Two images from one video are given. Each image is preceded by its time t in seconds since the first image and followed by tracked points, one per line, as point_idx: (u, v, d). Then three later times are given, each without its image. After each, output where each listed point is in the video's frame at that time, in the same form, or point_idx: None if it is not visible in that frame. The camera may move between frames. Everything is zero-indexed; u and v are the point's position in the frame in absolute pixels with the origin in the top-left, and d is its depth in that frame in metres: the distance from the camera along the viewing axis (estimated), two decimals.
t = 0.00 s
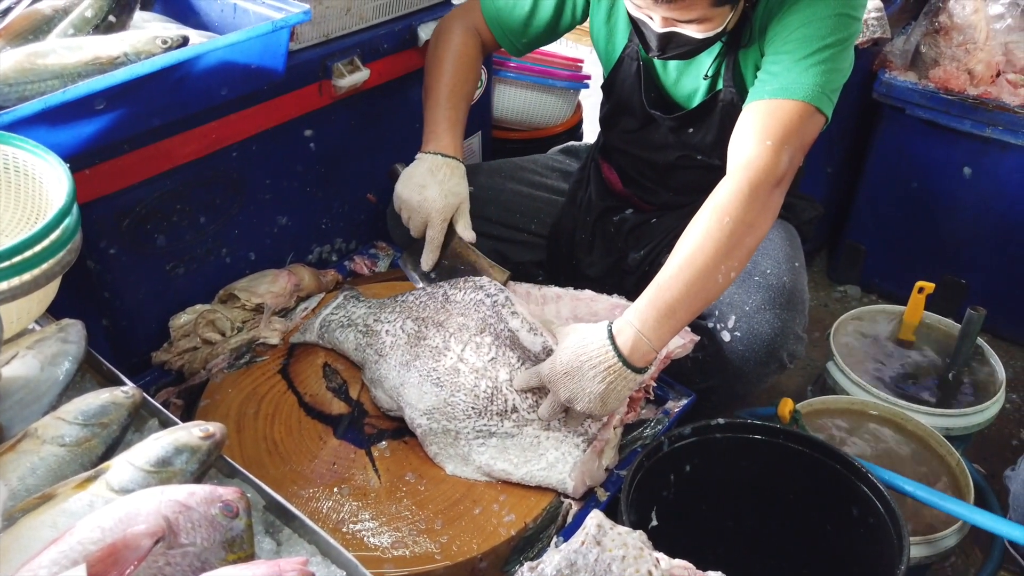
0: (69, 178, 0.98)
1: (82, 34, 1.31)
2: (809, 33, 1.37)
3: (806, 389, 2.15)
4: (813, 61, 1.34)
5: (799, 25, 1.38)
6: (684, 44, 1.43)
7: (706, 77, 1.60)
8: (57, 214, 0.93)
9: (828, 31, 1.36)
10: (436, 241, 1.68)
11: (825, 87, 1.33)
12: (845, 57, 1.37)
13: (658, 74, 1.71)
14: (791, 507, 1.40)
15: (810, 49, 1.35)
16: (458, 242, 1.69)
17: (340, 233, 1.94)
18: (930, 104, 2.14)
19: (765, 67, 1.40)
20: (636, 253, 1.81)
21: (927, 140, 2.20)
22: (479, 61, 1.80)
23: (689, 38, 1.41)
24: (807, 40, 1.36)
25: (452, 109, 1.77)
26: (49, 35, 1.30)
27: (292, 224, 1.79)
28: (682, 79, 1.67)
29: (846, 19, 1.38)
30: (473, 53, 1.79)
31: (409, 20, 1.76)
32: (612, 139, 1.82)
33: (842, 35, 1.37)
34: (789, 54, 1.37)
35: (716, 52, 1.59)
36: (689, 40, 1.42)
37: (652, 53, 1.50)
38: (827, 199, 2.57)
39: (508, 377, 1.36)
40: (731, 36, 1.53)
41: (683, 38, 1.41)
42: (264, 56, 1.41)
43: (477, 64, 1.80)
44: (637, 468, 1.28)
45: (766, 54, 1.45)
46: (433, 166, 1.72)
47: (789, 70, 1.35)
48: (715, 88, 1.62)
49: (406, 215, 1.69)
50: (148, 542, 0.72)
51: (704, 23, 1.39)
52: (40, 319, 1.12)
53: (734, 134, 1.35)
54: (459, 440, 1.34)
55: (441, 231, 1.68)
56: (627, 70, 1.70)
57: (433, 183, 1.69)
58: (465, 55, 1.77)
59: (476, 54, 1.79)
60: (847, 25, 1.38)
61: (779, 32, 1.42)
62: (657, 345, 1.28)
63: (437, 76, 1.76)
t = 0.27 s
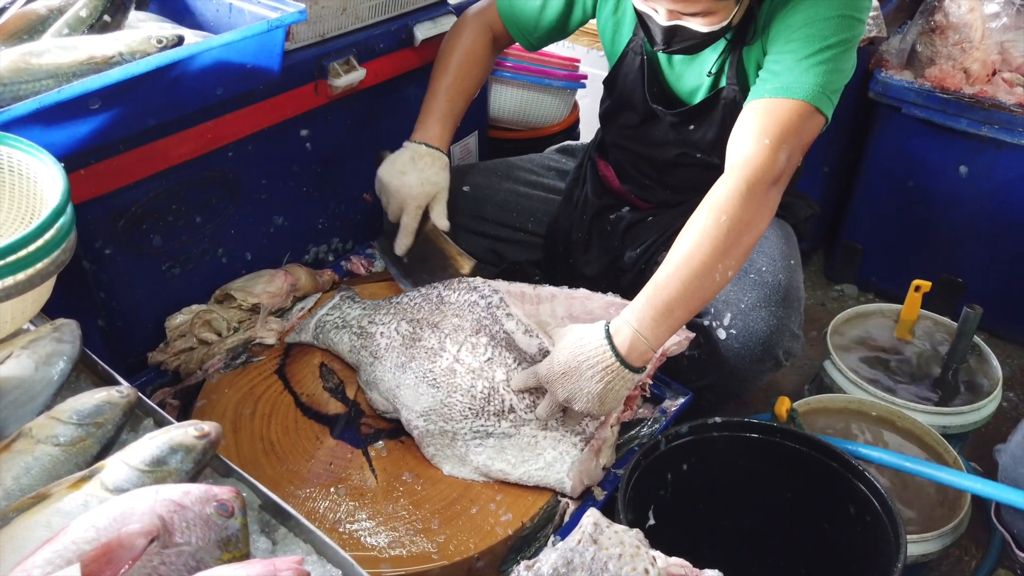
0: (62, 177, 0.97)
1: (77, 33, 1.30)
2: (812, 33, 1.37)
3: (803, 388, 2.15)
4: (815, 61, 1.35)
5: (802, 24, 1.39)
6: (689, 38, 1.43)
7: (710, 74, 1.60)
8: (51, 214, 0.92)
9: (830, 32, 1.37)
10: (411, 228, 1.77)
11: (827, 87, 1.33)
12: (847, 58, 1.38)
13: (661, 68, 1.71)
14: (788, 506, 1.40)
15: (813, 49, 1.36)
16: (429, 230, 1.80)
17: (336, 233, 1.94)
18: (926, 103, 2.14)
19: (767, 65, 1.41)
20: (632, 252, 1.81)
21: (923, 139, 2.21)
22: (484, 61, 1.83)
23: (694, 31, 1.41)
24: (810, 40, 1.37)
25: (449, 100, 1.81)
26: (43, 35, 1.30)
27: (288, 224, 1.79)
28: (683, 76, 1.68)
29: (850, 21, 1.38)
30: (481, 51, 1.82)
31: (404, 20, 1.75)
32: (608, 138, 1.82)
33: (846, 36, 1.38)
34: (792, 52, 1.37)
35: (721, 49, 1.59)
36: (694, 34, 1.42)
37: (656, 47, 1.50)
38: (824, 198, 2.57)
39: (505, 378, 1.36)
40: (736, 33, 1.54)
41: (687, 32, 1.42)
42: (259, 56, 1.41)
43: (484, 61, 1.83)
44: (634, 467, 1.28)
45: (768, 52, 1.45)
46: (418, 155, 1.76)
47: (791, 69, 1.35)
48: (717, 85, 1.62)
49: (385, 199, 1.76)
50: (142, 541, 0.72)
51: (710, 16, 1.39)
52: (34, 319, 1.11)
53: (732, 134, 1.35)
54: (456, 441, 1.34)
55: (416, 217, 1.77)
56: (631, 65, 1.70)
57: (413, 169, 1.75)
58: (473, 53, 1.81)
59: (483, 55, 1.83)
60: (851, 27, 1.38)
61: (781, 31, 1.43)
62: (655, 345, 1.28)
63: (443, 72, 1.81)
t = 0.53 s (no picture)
0: (59, 175, 0.98)
1: (73, 32, 1.30)
2: (838, 38, 1.41)
3: (801, 386, 2.15)
4: (838, 62, 1.39)
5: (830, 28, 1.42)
6: (702, 21, 1.43)
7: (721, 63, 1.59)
8: (48, 212, 0.92)
9: (854, 34, 1.41)
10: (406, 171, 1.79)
11: (853, 93, 1.38)
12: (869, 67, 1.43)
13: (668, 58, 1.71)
14: (786, 503, 1.40)
15: (836, 50, 1.40)
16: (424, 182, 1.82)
17: (334, 232, 1.93)
18: (923, 101, 2.14)
19: (794, 65, 1.44)
20: (630, 250, 1.80)
21: (920, 137, 2.21)
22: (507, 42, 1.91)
23: (708, 14, 1.42)
24: (836, 45, 1.41)
25: (466, 73, 1.87)
26: (40, 34, 1.30)
27: (286, 223, 1.79)
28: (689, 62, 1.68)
29: (870, 23, 1.42)
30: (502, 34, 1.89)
31: (401, 18, 1.75)
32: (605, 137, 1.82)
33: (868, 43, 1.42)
34: (819, 56, 1.41)
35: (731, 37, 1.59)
36: (708, 17, 1.42)
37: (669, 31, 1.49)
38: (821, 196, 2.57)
39: (500, 377, 1.32)
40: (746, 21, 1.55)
41: (701, 14, 1.42)
42: (255, 55, 1.40)
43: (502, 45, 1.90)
44: (632, 466, 1.28)
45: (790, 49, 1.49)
46: (428, 109, 1.81)
47: (820, 74, 1.39)
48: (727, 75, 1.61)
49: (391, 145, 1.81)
50: (140, 540, 0.72)
51: None
52: (31, 319, 1.11)
53: (768, 132, 1.41)
54: (451, 442, 1.33)
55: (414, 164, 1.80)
56: (634, 56, 1.70)
57: (418, 120, 1.79)
58: (491, 35, 1.87)
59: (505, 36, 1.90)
60: (870, 29, 1.42)
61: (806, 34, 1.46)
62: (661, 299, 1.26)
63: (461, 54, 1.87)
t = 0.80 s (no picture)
0: (58, 174, 0.97)
1: (71, 32, 1.30)
2: (820, 38, 1.43)
3: (799, 385, 2.16)
4: (820, 66, 1.41)
5: (811, 28, 1.44)
6: (694, 15, 1.43)
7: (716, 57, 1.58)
8: (47, 211, 0.92)
9: (838, 38, 1.42)
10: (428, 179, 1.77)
11: (832, 95, 1.41)
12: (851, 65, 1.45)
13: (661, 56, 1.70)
14: (785, 502, 1.40)
15: (819, 54, 1.42)
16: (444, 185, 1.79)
17: (333, 232, 1.93)
18: (921, 100, 2.14)
19: (776, 66, 1.47)
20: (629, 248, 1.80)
21: (918, 136, 2.21)
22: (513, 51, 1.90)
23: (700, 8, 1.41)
24: (819, 45, 1.43)
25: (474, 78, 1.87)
26: (37, 33, 1.30)
27: (284, 223, 1.79)
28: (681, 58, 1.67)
29: (854, 28, 1.43)
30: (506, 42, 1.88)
31: (400, 17, 1.75)
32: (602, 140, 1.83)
33: (850, 40, 1.44)
34: (800, 56, 1.43)
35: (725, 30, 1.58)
36: (699, 10, 1.41)
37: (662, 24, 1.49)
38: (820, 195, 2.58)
39: (502, 356, 1.33)
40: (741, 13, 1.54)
41: (693, 8, 1.41)
42: (253, 55, 1.40)
43: (508, 53, 1.89)
44: (631, 464, 1.29)
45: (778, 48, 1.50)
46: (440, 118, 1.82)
47: (800, 74, 1.42)
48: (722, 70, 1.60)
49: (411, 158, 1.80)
50: (140, 539, 0.72)
51: None
52: (30, 318, 1.11)
53: (751, 126, 1.47)
54: (451, 428, 1.31)
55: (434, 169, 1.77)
56: (628, 55, 1.70)
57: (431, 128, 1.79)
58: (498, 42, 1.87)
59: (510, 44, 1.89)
60: (855, 32, 1.44)
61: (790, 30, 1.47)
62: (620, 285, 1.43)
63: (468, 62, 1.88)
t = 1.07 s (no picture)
0: (57, 174, 0.97)
1: (70, 32, 1.30)
2: (782, 20, 1.38)
3: (798, 384, 2.16)
4: (780, 48, 1.37)
5: (774, 10, 1.39)
6: (670, 28, 1.44)
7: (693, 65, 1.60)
8: (46, 211, 0.92)
9: (801, 20, 1.37)
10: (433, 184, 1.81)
11: (792, 80, 1.36)
12: (816, 49, 1.39)
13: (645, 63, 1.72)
14: (784, 500, 1.40)
15: (779, 37, 1.37)
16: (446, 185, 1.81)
17: (332, 231, 1.93)
18: (920, 100, 2.15)
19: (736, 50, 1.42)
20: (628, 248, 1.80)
21: (917, 136, 2.21)
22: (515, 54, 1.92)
23: (675, 20, 1.43)
24: (781, 27, 1.38)
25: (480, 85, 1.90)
26: (37, 33, 1.30)
27: (283, 222, 1.79)
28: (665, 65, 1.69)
29: (822, 10, 1.38)
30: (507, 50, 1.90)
31: (399, 17, 1.75)
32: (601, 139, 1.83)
33: (818, 24, 1.38)
34: (760, 37, 1.39)
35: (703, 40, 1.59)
36: (675, 23, 1.43)
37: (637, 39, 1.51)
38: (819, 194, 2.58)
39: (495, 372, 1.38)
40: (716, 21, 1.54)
41: (668, 21, 1.43)
42: (253, 54, 1.41)
43: (510, 60, 1.91)
44: (630, 463, 1.29)
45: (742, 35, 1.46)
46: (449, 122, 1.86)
47: (758, 56, 1.37)
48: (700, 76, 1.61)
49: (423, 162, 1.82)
50: (139, 538, 0.72)
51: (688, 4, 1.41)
52: (30, 318, 1.11)
53: (702, 110, 1.40)
54: (449, 441, 1.33)
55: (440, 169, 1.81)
56: (615, 61, 1.74)
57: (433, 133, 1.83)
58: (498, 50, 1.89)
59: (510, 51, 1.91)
60: (823, 14, 1.38)
61: (755, 11, 1.42)
62: (572, 287, 1.30)
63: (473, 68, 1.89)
